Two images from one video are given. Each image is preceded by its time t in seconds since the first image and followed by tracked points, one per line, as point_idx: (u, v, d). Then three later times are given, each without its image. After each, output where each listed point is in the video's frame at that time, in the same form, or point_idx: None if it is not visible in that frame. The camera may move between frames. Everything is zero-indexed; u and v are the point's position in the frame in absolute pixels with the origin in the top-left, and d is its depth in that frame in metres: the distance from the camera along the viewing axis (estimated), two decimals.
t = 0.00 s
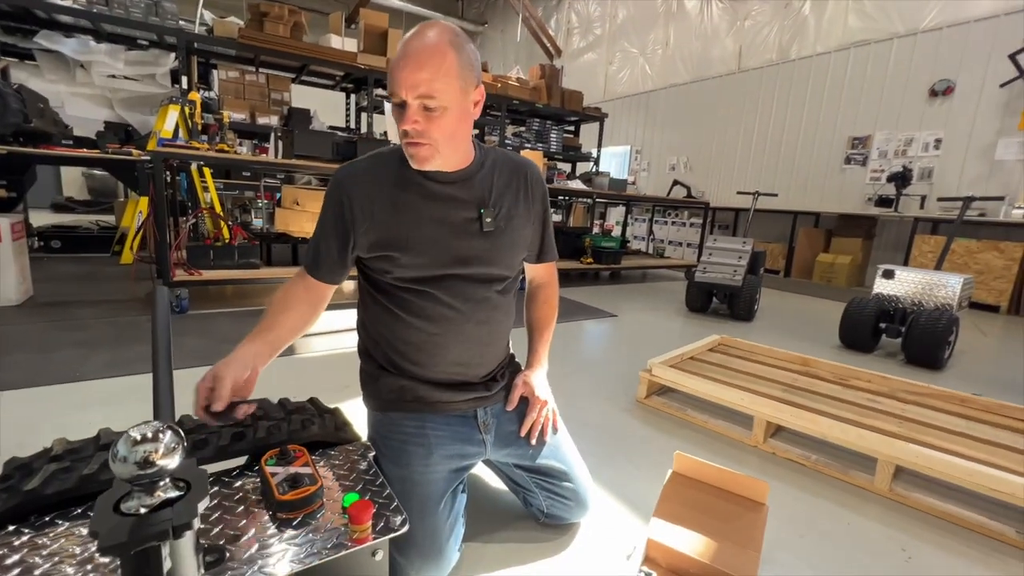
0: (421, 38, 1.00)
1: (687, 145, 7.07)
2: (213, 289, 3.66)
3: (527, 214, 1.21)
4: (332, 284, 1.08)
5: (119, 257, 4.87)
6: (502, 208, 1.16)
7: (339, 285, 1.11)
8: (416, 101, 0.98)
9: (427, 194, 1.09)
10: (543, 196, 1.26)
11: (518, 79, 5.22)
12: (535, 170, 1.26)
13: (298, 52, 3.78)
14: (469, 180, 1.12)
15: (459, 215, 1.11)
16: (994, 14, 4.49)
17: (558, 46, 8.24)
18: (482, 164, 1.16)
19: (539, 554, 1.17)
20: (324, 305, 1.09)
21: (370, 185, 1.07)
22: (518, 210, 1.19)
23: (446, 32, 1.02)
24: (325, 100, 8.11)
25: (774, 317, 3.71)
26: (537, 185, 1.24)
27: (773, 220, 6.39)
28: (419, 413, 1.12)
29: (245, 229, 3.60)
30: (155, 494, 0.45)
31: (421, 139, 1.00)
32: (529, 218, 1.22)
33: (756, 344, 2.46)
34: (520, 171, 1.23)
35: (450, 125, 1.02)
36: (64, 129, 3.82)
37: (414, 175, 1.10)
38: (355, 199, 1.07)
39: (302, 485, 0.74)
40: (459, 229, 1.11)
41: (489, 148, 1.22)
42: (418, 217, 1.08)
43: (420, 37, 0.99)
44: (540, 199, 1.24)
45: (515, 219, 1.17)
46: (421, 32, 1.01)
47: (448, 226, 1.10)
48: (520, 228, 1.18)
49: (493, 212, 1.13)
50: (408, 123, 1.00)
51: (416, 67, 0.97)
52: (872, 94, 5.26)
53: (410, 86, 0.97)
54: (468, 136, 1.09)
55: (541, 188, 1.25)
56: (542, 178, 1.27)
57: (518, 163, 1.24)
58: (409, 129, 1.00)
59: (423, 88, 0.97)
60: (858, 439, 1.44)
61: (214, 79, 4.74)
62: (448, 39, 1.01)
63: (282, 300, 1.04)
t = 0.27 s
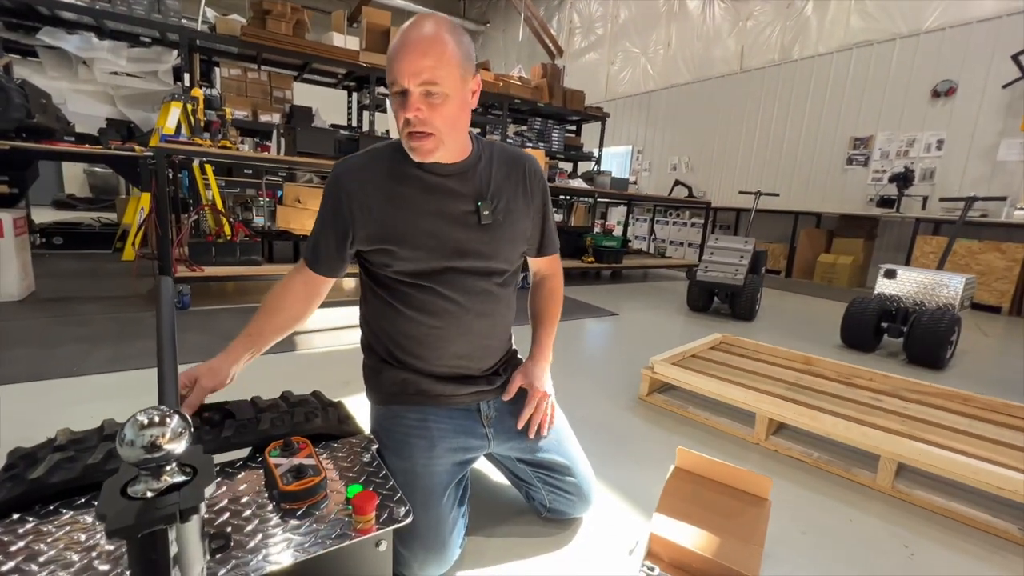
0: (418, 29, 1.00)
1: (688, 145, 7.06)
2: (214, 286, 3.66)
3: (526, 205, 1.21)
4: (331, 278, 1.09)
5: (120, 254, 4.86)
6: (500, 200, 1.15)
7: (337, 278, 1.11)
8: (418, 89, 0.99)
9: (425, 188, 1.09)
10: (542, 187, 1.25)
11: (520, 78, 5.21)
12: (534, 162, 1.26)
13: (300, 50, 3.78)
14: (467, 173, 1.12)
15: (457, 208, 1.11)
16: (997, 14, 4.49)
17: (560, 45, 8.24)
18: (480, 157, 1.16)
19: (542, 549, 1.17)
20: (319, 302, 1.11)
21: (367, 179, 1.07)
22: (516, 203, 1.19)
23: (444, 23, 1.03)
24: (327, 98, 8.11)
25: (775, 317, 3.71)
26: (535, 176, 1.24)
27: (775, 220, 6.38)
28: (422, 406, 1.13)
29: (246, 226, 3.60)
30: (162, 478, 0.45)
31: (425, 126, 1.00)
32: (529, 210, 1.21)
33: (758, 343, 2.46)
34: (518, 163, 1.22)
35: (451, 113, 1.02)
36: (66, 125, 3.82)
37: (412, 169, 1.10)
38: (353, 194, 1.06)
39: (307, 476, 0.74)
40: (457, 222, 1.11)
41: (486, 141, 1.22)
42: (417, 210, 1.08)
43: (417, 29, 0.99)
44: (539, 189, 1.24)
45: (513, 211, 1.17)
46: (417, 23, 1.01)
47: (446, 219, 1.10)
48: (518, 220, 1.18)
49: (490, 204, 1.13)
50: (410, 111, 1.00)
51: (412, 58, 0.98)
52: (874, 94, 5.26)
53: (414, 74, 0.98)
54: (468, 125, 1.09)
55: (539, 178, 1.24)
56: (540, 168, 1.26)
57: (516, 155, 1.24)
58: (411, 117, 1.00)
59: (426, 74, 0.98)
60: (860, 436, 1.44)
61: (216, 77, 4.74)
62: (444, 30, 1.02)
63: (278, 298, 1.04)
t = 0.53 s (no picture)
0: (423, 31, 1.01)
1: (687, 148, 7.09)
2: (212, 287, 3.66)
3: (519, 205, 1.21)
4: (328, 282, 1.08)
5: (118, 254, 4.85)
6: (492, 200, 1.16)
7: (336, 282, 1.11)
8: (434, 87, 1.00)
9: (418, 189, 1.09)
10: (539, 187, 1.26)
11: (519, 81, 5.23)
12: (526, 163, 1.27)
13: (301, 51, 3.79)
14: (461, 173, 1.13)
15: (450, 208, 1.11)
16: (993, 22, 4.53)
17: (559, 49, 8.27)
18: (473, 158, 1.17)
19: (543, 551, 1.17)
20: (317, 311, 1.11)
21: (362, 182, 1.08)
22: (509, 202, 1.19)
23: (447, 25, 1.04)
24: (326, 99, 8.12)
25: (773, 320, 3.72)
26: (530, 177, 1.25)
27: (772, 224, 6.41)
28: (423, 407, 1.13)
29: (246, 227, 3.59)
30: (173, 477, 0.45)
31: (436, 125, 1.01)
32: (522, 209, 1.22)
33: (756, 346, 2.47)
34: (510, 164, 1.23)
35: (464, 114, 1.05)
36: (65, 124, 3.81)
37: (407, 171, 1.10)
38: (348, 196, 1.07)
39: (311, 476, 0.75)
40: (451, 223, 1.11)
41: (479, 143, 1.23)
42: (411, 211, 1.08)
43: (424, 30, 1.00)
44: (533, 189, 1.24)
45: (507, 211, 1.18)
46: (423, 25, 1.02)
47: (440, 219, 1.10)
48: (512, 220, 1.18)
49: (483, 204, 1.14)
50: (424, 110, 1.00)
51: (428, 58, 0.99)
52: (871, 100, 5.29)
53: (431, 73, 0.99)
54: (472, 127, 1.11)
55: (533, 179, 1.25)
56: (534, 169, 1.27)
57: (509, 156, 1.25)
58: (424, 116, 1.01)
59: (443, 74, 0.99)
60: (859, 439, 1.45)
61: (216, 77, 4.74)
62: (451, 33, 1.03)
63: (276, 311, 1.03)
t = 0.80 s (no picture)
0: (434, 40, 1.01)
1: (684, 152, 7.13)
2: (210, 288, 3.64)
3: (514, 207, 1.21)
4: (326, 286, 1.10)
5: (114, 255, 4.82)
6: (485, 203, 1.16)
7: (331, 286, 1.11)
8: (445, 98, 1.01)
9: (412, 194, 1.09)
10: (541, 186, 1.24)
11: (518, 85, 5.25)
12: (525, 165, 1.26)
13: (300, 53, 3.79)
14: (455, 179, 1.13)
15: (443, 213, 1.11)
16: (987, 30, 4.58)
17: (557, 53, 8.31)
18: (468, 162, 1.17)
19: (545, 553, 1.17)
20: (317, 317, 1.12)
21: (356, 186, 1.09)
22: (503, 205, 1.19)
23: (457, 34, 1.05)
24: (325, 101, 8.11)
25: (769, 324, 3.74)
26: (529, 177, 1.23)
27: (769, 228, 6.45)
28: (425, 408, 1.13)
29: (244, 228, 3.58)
30: (182, 477, 0.45)
31: (442, 134, 1.02)
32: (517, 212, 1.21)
33: (754, 350, 2.48)
34: (507, 166, 1.23)
35: (470, 124, 1.06)
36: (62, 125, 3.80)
37: (402, 176, 1.11)
38: (343, 200, 1.07)
39: (315, 477, 0.75)
40: (444, 228, 1.11)
41: (475, 148, 1.23)
42: (404, 216, 1.09)
43: (434, 39, 1.01)
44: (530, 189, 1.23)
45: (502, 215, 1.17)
46: (431, 33, 1.03)
47: (433, 224, 1.10)
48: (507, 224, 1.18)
49: (476, 209, 1.14)
50: (432, 118, 1.01)
51: (440, 69, 1.00)
52: (866, 105, 5.34)
53: (443, 84, 1.00)
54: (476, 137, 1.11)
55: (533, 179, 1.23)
56: (534, 169, 1.26)
57: (506, 159, 1.24)
58: (433, 124, 1.01)
59: (451, 86, 1.01)
60: (858, 442, 1.46)
61: (215, 78, 4.74)
62: (460, 42, 1.04)
63: (272, 319, 1.05)
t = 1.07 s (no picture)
0: (437, 37, 1.01)
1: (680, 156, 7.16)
2: (206, 289, 3.62)
3: (512, 210, 1.16)
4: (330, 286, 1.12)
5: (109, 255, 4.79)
6: (483, 206, 1.13)
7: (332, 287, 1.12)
8: (450, 95, 1.01)
9: (409, 195, 1.09)
10: (544, 186, 1.16)
11: (516, 87, 5.26)
12: (528, 164, 1.20)
13: (298, 53, 3.78)
14: (453, 180, 1.11)
15: (439, 215, 1.10)
16: (980, 36, 4.63)
17: (554, 55, 8.33)
18: (468, 163, 1.15)
19: (548, 554, 1.17)
20: (320, 319, 1.12)
21: (353, 187, 1.09)
22: (502, 207, 1.15)
23: (461, 31, 1.04)
24: (322, 102, 8.11)
25: (766, 326, 3.76)
26: (531, 178, 1.17)
27: (765, 231, 6.48)
28: (428, 410, 1.13)
29: (241, 229, 3.57)
30: (194, 476, 0.45)
31: (445, 132, 1.02)
32: (516, 216, 1.17)
33: (752, 352, 2.48)
34: (508, 166, 1.18)
35: (471, 123, 1.06)
36: (57, 124, 3.77)
37: (399, 177, 1.11)
38: (341, 202, 1.08)
39: (320, 478, 0.74)
40: (439, 230, 1.10)
41: (477, 147, 1.20)
42: (401, 218, 1.09)
43: (437, 36, 1.00)
44: (530, 191, 1.15)
45: (499, 218, 1.14)
46: (434, 30, 1.02)
47: (429, 226, 1.09)
48: (504, 227, 1.15)
49: (472, 212, 1.12)
50: (435, 116, 1.01)
51: (444, 65, 0.99)
52: (861, 110, 5.38)
53: (448, 82, 0.99)
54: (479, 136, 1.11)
55: (534, 179, 1.16)
56: (536, 168, 1.19)
57: (508, 159, 1.20)
58: (435, 121, 1.01)
59: (455, 84, 1.00)
60: (857, 443, 1.47)
61: (212, 78, 4.72)
62: (463, 39, 1.03)
63: (274, 323, 1.06)
